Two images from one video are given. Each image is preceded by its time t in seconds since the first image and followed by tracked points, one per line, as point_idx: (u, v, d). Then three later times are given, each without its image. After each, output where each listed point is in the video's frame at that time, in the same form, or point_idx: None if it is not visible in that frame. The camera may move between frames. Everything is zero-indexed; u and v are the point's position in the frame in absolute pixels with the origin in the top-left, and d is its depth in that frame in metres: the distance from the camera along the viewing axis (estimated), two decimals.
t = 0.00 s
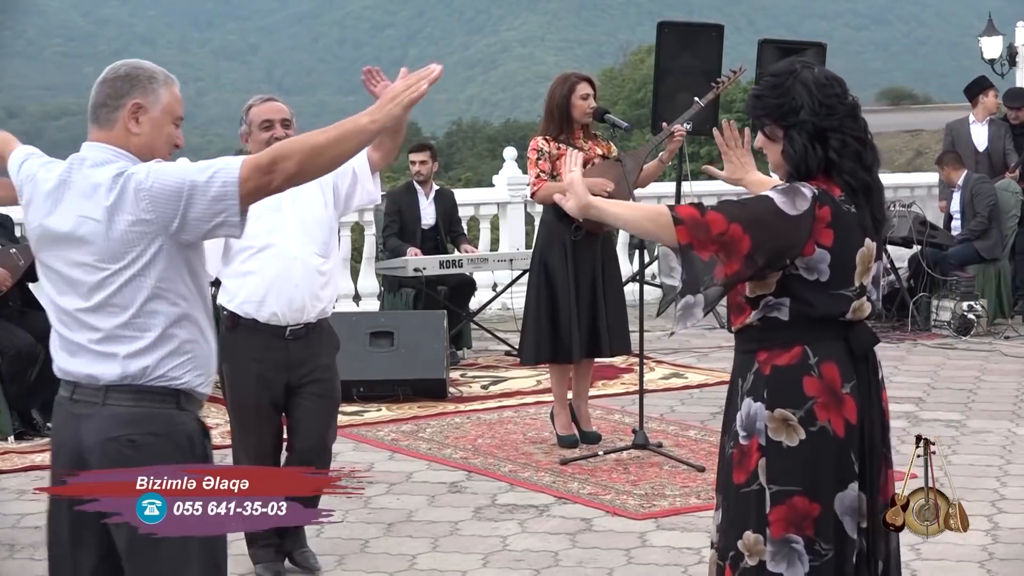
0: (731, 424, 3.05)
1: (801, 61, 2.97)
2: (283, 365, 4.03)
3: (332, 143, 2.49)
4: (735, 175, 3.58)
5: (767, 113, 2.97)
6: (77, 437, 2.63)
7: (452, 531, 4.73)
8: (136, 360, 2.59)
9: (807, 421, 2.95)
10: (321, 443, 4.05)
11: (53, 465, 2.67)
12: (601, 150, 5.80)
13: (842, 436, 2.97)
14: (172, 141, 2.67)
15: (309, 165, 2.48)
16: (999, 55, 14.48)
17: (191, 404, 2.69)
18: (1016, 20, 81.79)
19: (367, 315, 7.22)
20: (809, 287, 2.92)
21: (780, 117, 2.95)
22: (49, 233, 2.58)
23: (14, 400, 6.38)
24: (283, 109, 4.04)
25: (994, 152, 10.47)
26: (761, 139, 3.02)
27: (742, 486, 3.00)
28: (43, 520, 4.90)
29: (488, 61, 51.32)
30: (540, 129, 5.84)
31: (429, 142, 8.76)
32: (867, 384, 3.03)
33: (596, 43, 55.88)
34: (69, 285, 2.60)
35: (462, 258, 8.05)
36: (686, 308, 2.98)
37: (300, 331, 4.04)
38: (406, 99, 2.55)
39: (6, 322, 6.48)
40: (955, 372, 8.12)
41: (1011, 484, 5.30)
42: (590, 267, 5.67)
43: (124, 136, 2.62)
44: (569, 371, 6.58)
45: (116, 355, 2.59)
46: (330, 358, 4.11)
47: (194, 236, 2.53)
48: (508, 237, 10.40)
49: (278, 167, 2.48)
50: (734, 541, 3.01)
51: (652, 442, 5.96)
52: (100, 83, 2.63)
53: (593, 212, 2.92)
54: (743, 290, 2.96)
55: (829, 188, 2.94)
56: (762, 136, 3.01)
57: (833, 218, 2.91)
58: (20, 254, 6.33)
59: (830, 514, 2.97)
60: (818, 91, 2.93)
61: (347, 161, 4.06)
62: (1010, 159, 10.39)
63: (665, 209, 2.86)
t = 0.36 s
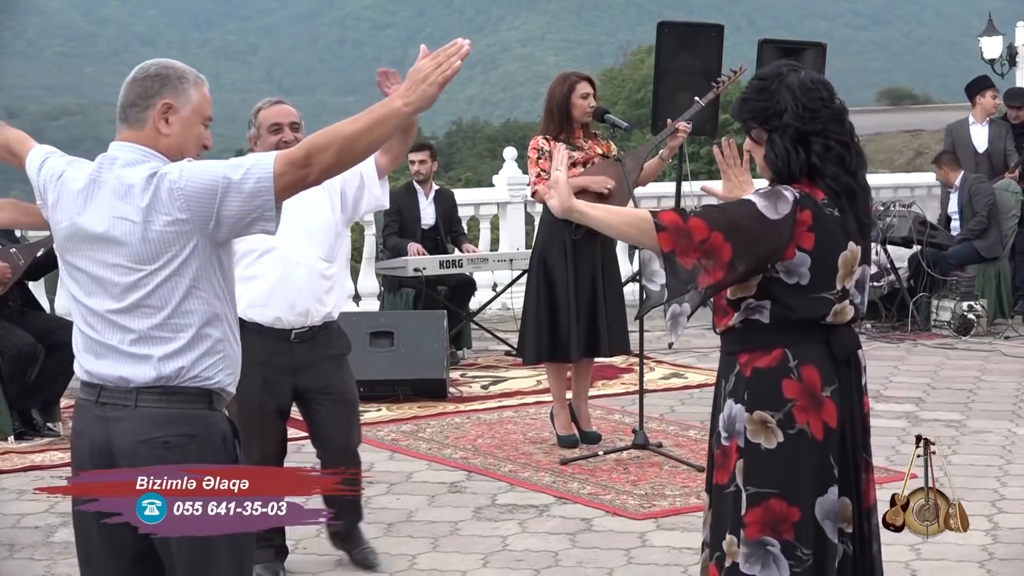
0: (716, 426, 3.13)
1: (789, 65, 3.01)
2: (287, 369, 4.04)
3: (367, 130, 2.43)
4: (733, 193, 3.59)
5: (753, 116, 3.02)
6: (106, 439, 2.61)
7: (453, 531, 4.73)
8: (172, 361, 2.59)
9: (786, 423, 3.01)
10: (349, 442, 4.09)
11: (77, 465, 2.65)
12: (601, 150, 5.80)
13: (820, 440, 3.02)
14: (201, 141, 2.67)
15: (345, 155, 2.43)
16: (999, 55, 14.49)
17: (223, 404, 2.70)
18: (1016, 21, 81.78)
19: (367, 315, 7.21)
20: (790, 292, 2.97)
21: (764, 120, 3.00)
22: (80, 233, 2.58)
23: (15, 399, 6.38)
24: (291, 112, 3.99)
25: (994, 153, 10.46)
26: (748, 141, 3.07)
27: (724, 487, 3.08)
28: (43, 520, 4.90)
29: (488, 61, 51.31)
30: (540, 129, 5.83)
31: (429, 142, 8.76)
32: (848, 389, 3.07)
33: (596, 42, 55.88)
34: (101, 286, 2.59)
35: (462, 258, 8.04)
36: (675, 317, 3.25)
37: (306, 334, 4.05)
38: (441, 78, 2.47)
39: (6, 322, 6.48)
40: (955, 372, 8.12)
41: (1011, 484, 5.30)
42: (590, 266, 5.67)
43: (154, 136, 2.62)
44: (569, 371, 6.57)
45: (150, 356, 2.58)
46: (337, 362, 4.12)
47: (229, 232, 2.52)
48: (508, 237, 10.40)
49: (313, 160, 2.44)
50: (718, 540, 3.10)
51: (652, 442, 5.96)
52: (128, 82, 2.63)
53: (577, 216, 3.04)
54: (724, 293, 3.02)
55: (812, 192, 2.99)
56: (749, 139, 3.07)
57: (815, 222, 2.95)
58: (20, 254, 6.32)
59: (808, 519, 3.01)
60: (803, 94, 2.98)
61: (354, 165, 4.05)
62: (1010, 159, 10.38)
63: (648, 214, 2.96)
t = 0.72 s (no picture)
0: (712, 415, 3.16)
1: (781, 61, 3.07)
2: (324, 363, 4.06)
3: (407, 124, 2.49)
4: (725, 166, 3.61)
5: (746, 112, 3.08)
6: (143, 443, 2.62)
7: (453, 531, 4.73)
8: (213, 362, 2.60)
9: (783, 411, 3.05)
10: (381, 440, 4.15)
11: (108, 462, 2.65)
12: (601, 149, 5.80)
13: (818, 427, 3.07)
14: (230, 140, 2.67)
15: (387, 150, 2.49)
16: (999, 55, 14.48)
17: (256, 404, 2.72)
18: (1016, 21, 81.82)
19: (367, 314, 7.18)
20: (786, 284, 3.02)
21: (758, 115, 3.06)
22: (115, 234, 2.56)
23: (16, 399, 6.38)
24: (324, 108, 4.05)
25: (994, 154, 10.46)
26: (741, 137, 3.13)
27: (718, 474, 3.12)
28: (43, 520, 4.90)
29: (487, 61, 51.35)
30: (541, 129, 5.85)
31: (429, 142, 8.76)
32: (843, 377, 3.13)
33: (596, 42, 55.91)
34: (136, 288, 2.58)
35: (462, 258, 8.04)
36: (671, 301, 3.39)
37: (342, 329, 4.07)
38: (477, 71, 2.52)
39: (7, 322, 6.48)
40: (955, 372, 8.12)
41: (1011, 484, 5.30)
42: (589, 267, 5.68)
43: (187, 135, 2.62)
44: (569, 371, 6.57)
45: (190, 357, 2.59)
46: (371, 359, 4.13)
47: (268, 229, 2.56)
48: (508, 237, 10.40)
49: (356, 156, 2.50)
50: (711, 525, 3.14)
51: (652, 442, 5.96)
52: (158, 81, 2.62)
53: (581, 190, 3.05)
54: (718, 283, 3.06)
55: (807, 186, 3.05)
56: (742, 133, 3.13)
57: (810, 216, 3.00)
58: (20, 254, 6.32)
59: (801, 505, 3.06)
60: (795, 90, 3.04)
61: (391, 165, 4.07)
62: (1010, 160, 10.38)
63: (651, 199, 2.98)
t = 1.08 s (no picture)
0: (716, 414, 3.20)
1: (774, 64, 3.09)
2: (363, 357, 4.09)
3: (459, 160, 2.44)
4: (725, 188, 3.60)
5: (743, 116, 3.10)
6: (177, 460, 2.61)
7: (452, 531, 4.73)
8: (251, 377, 2.59)
9: (788, 408, 3.08)
10: (409, 439, 4.17)
11: (141, 457, 2.65)
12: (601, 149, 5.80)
13: (823, 423, 3.10)
14: (263, 152, 2.65)
15: (433, 182, 2.46)
16: (999, 55, 14.48)
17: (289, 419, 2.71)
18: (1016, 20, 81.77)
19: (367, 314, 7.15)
20: (787, 280, 3.05)
21: (756, 121, 3.08)
22: (153, 246, 2.54)
23: (17, 399, 6.39)
24: (363, 107, 4.12)
25: (994, 155, 10.46)
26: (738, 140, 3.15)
27: (722, 471, 3.15)
28: (43, 520, 4.89)
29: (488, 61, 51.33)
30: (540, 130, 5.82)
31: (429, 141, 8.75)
32: (847, 374, 3.16)
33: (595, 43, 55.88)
34: (173, 301, 2.56)
35: (462, 258, 8.05)
36: (677, 314, 3.24)
37: (383, 328, 4.10)
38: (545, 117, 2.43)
39: (6, 323, 6.49)
40: (955, 372, 8.12)
41: (1011, 484, 5.30)
42: (590, 267, 5.68)
43: (224, 147, 2.59)
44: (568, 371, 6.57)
45: (229, 372, 2.57)
46: (411, 359, 4.16)
47: (309, 247, 2.54)
48: (508, 237, 10.40)
49: (402, 182, 2.48)
50: (714, 521, 3.16)
51: (652, 442, 5.96)
52: (192, 93, 2.58)
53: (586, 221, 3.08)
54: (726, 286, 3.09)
55: (805, 186, 3.07)
56: (740, 138, 3.15)
57: (810, 215, 3.03)
58: (20, 254, 6.32)
59: (807, 498, 3.09)
60: (790, 93, 3.07)
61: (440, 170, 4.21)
62: (1010, 160, 10.38)
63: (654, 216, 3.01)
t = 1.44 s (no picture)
0: (722, 409, 3.20)
1: (787, 64, 3.10)
2: (370, 352, 4.09)
3: (465, 135, 2.50)
4: (734, 174, 3.52)
5: (755, 115, 3.10)
6: (182, 440, 2.59)
7: (452, 531, 4.73)
8: (258, 361, 2.58)
9: (794, 403, 3.09)
10: (413, 437, 4.18)
11: (142, 458, 2.64)
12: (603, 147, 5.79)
13: (828, 419, 3.11)
14: (274, 141, 2.66)
15: (442, 159, 2.50)
16: (999, 55, 14.48)
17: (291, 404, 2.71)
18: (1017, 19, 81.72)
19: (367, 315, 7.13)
20: (795, 278, 3.05)
21: (768, 120, 3.09)
22: (164, 232, 2.54)
23: (17, 399, 6.39)
24: (376, 102, 4.07)
25: (994, 155, 10.45)
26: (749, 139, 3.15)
27: (731, 466, 3.15)
28: (43, 520, 4.89)
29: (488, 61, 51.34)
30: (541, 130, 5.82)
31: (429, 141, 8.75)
32: (851, 369, 3.17)
33: (595, 43, 55.87)
34: (183, 285, 2.56)
35: (462, 257, 8.05)
36: (690, 303, 3.10)
37: (390, 321, 4.09)
38: (535, 86, 2.56)
39: (6, 323, 6.49)
40: (955, 372, 8.12)
41: (1011, 484, 5.30)
42: (591, 267, 5.68)
43: (237, 135, 2.59)
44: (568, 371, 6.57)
45: (236, 355, 2.57)
46: (418, 355, 4.15)
47: (317, 231, 2.55)
48: (508, 237, 10.40)
49: (410, 164, 2.50)
50: (724, 517, 3.16)
51: (652, 442, 5.96)
52: (207, 80, 2.58)
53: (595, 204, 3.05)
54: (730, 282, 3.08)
55: (816, 184, 3.07)
56: (750, 136, 3.15)
57: (820, 213, 3.03)
58: (20, 254, 6.33)
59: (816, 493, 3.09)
60: (803, 93, 3.07)
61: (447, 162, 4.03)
62: (1010, 161, 10.38)
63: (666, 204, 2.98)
